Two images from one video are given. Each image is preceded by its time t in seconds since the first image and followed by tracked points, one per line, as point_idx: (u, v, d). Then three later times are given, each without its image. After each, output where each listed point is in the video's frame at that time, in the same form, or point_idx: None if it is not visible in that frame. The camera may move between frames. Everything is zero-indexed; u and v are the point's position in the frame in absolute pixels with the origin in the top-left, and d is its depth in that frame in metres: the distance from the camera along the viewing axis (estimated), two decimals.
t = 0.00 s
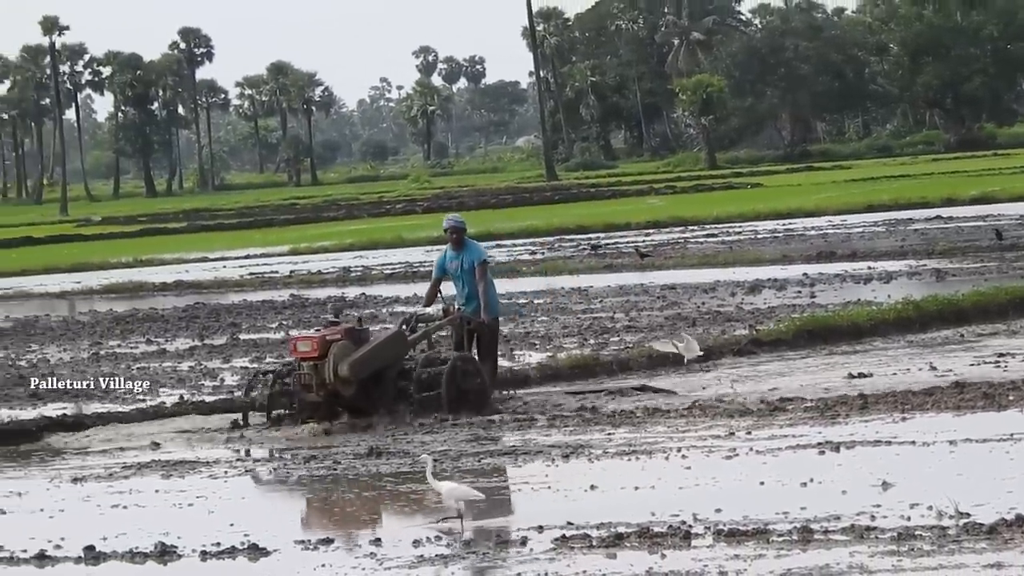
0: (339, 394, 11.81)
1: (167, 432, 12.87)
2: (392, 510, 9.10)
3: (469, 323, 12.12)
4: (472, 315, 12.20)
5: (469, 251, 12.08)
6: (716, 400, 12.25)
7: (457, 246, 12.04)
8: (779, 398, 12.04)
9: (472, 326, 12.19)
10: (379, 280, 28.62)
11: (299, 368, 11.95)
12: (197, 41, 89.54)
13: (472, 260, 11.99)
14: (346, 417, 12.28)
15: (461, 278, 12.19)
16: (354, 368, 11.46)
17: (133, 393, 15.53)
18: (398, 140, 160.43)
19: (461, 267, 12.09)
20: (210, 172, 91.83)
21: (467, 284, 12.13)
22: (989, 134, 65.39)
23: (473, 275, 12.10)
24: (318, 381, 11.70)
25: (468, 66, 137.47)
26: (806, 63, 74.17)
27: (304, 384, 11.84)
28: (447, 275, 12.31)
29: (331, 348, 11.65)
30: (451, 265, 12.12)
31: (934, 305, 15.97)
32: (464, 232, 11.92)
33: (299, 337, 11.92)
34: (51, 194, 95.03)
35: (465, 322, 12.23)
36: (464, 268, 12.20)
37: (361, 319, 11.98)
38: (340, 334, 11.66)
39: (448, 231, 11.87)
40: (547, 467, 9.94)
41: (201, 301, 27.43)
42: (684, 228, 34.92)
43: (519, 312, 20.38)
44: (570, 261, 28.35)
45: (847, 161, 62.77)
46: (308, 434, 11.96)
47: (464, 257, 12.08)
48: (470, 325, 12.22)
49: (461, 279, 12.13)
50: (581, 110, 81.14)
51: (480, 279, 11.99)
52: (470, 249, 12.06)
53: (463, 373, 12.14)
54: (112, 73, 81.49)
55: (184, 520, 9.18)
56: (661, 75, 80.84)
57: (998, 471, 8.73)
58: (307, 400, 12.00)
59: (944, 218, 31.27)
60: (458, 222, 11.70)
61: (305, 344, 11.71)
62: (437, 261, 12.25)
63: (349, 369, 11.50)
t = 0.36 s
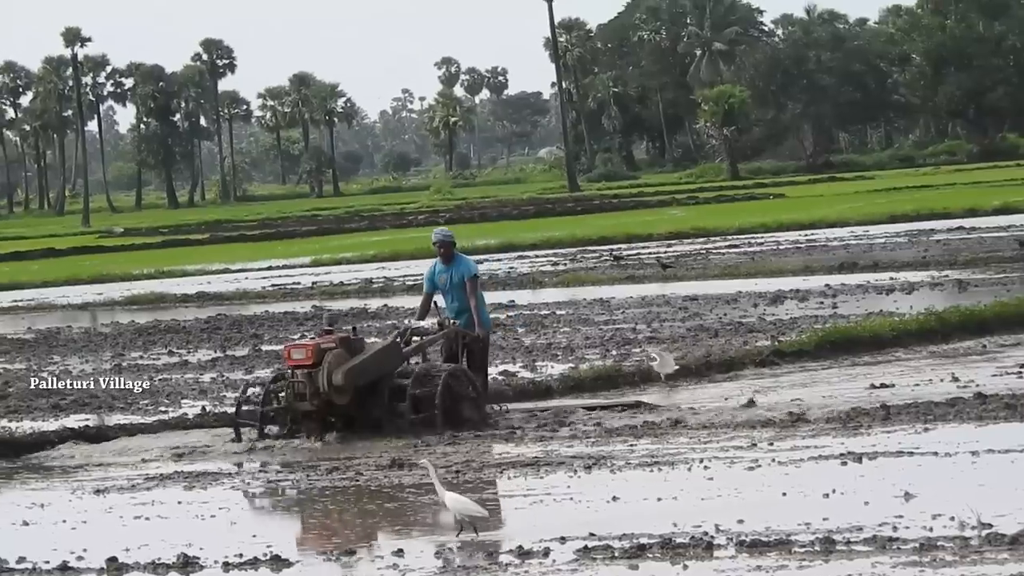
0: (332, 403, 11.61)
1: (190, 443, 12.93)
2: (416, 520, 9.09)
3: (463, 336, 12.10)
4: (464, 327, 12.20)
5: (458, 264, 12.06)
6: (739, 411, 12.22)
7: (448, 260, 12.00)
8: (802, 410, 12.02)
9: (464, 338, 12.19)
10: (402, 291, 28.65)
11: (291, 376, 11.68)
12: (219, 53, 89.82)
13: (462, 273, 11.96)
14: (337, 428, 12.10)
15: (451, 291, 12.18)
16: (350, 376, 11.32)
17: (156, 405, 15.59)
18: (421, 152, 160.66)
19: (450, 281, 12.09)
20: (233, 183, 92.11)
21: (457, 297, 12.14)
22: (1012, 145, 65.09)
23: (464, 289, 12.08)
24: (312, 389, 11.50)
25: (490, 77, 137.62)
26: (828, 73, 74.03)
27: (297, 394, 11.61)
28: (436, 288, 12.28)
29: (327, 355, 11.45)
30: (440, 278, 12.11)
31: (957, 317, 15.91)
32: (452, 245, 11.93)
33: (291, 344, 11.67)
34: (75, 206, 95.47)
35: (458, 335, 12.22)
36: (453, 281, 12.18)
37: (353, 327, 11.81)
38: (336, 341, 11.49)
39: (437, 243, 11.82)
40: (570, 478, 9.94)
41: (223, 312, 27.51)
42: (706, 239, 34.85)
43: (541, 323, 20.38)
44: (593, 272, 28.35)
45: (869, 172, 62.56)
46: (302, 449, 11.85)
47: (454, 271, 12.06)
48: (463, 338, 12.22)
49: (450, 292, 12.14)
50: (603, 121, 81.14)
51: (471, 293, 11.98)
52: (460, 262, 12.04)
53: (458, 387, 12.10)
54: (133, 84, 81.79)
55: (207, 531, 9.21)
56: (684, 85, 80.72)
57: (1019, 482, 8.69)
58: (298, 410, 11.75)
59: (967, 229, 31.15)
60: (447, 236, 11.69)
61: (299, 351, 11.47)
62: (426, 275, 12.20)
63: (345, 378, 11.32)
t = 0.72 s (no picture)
0: (320, 417, 11.62)
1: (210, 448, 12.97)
2: (435, 528, 9.12)
3: (449, 348, 12.07)
4: (452, 338, 12.17)
5: (447, 276, 12.06)
6: (759, 420, 12.20)
7: (436, 271, 12.00)
8: (820, 417, 12.00)
9: (451, 350, 12.15)
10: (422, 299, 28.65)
11: (280, 391, 11.75)
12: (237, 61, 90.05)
13: (450, 286, 11.96)
14: (327, 444, 12.11)
15: (439, 302, 12.18)
16: (337, 390, 11.33)
17: (175, 414, 15.62)
18: (440, 160, 160.72)
19: (438, 292, 12.08)
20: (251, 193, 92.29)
21: (445, 308, 12.13)
22: None
23: (452, 301, 12.08)
24: (300, 403, 11.55)
25: (508, 85, 137.65)
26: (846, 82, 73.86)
27: (285, 408, 11.67)
28: (424, 299, 12.28)
29: (314, 369, 11.51)
30: (428, 289, 12.11)
31: (976, 325, 15.88)
32: (442, 256, 11.94)
33: (279, 359, 11.76)
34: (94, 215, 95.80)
35: (446, 348, 12.20)
36: (441, 292, 12.20)
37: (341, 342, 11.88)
38: (322, 355, 11.55)
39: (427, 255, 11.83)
40: (590, 486, 9.96)
41: (243, 322, 27.58)
42: (725, 248, 34.80)
43: (560, 332, 20.39)
44: (611, 281, 28.34)
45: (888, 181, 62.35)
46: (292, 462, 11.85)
47: (442, 282, 12.06)
48: (451, 350, 12.20)
49: (437, 303, 12.14)
50: (622, 130, 81.14)
51: (458, 305, 11.98)
52: (449, 274, 12.04)
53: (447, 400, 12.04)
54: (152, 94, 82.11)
55: (227, 539, 9.25)
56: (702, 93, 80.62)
57: None
58: (287, 424, 11.80)
59: (986, 237, 31.06)
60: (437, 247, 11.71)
61: (287, 365, 11.56)
62: (414, 285, 12.20)
63: (332, 392, 11.35)
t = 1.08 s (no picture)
0: (312, 426, 11.43)
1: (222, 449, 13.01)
2: (456, 532, 9.15)
3: (441, 354, 11.86)
4: (442, 345, 11.98)
5: (436, 284, 11.83)
6: (779, 422, 12.20)
7: (424, 279, 11.76)
8: (842, 420, 11.99)
9: (442, 358, 11.95)
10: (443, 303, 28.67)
11: (271, 400, 11.56)
12: (256, 65, 90.25)
13: (440, 294, 11.75)
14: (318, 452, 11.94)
15: (427, 311, 11.96)
16: (329, 399, 11.12)
17: (196, 418, 15.67)
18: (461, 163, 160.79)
19: (426, 301, 11.85)
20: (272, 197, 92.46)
21: (435, 316, 11.90)
22: None
23: (441, 309, 11.87)
24: (291, 412, 11.36)
25: (528, 89, 137.72)
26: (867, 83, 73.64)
27: (276, 417, 11.48)
28: (411, 307, 12.04)
29: (306, 378, 11.29)
30: (416, 297, 11.86)
31: (997, 326, 15.85)
32: (433, 264, 11.72)
33: (270, 367, 11.55)
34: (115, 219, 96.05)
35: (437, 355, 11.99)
36: (430, 300, 11.95)
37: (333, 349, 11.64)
38: (314, 364, 11.32)
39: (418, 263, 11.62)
40: (611, 489, 9.98)
41: (264, 326, 27.64)
42: (745, 251, 34.78)
43: (581, 335, 20.42)
44: (632, 284, 28.32)
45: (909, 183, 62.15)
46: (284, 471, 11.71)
47: (431, 290, 11.83)
48: (441, 357, 12.01)
49: (426, 310, 11.90)
50: (643, 133, 81.09)
51: (448, 313, 11.75)
52: (439, 282, 11.81)
53: (439, 407, 11.87)
54: (173, 99, 82.38)
55: (249, 544, 9.29)
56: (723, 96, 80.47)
57: None
58: (278, 433, 11.62)
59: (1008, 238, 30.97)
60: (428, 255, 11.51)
61: (278, 374, 11.34)
62: (402, 292, 11.95)
63: (324, 402, 11.14)
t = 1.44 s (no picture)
0: (299, 434, 11.37)
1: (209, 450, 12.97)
2: (472, 533, 9.14)
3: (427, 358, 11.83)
4: (428, 350, 11.95)
5: (426, 289, 11.88)
6: (797, 423, 12.18)
7: (414, 285, 11.81)
8: (859, 420, 11.97)
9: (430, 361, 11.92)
10: (459, 303, 28.68)
11: (256, 408, 11.48)
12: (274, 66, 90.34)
13: (429, 299, 11.78)
14: (304, 459, 11.87)
15: (415, 316, 11.97)
16: (315, 407, 11.06)
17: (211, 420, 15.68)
18: (478, 163, 160.80)
19: (415, 306, 11.87)
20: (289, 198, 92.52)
21: (424, 321, 11.91)
22: None
23: (429, 314, 11.89)
24: (277, 421, 11.27)
25: (545, 89, 137.72)
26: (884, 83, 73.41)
27: (261, 425, 11.41)
28: (399, 312, 12.06)
29: (291, 386, 11.21)
30: (404, 302, 11.90)
31: (1014, 327, 15.80)
32: (421, 270, 11.77)
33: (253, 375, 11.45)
34: (133, 220, 96.18)
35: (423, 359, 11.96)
36: (418, 305, 11.99)
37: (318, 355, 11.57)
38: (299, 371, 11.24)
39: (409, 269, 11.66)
40: (628, 490, 9.97)
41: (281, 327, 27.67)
42: (762, 251, 34.73)
43: (598, 335, 20.42)
44: (647, 285, 28.30)
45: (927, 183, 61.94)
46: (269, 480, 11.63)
47: (420, 295, 11.87)
48: (427, 361, 11.97)
49: (415, 316, 11.92)
50: (659, 133, 80.96)
51: (436, 316, 11.76)
52: (429, 287, 11.86)
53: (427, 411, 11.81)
54: (190, 100, 82.49)
55: (263, 547, 9.29)
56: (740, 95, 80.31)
57: None
58: (264, 441, 11.55)
59: None
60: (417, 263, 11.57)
61: (262, 382, 11.25)
62: (390, 297, 11.99)
63: (309, 410, 11.08)
